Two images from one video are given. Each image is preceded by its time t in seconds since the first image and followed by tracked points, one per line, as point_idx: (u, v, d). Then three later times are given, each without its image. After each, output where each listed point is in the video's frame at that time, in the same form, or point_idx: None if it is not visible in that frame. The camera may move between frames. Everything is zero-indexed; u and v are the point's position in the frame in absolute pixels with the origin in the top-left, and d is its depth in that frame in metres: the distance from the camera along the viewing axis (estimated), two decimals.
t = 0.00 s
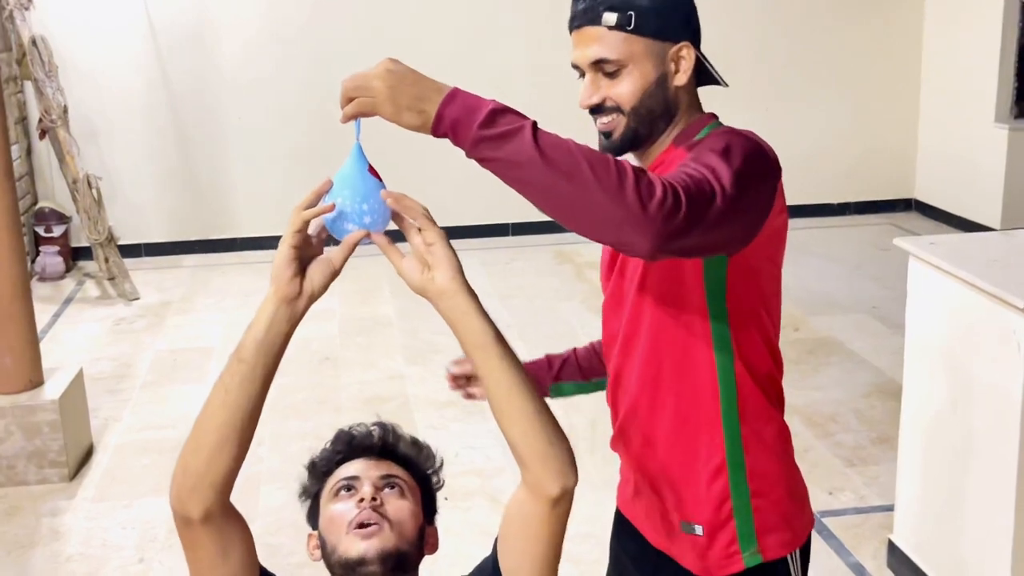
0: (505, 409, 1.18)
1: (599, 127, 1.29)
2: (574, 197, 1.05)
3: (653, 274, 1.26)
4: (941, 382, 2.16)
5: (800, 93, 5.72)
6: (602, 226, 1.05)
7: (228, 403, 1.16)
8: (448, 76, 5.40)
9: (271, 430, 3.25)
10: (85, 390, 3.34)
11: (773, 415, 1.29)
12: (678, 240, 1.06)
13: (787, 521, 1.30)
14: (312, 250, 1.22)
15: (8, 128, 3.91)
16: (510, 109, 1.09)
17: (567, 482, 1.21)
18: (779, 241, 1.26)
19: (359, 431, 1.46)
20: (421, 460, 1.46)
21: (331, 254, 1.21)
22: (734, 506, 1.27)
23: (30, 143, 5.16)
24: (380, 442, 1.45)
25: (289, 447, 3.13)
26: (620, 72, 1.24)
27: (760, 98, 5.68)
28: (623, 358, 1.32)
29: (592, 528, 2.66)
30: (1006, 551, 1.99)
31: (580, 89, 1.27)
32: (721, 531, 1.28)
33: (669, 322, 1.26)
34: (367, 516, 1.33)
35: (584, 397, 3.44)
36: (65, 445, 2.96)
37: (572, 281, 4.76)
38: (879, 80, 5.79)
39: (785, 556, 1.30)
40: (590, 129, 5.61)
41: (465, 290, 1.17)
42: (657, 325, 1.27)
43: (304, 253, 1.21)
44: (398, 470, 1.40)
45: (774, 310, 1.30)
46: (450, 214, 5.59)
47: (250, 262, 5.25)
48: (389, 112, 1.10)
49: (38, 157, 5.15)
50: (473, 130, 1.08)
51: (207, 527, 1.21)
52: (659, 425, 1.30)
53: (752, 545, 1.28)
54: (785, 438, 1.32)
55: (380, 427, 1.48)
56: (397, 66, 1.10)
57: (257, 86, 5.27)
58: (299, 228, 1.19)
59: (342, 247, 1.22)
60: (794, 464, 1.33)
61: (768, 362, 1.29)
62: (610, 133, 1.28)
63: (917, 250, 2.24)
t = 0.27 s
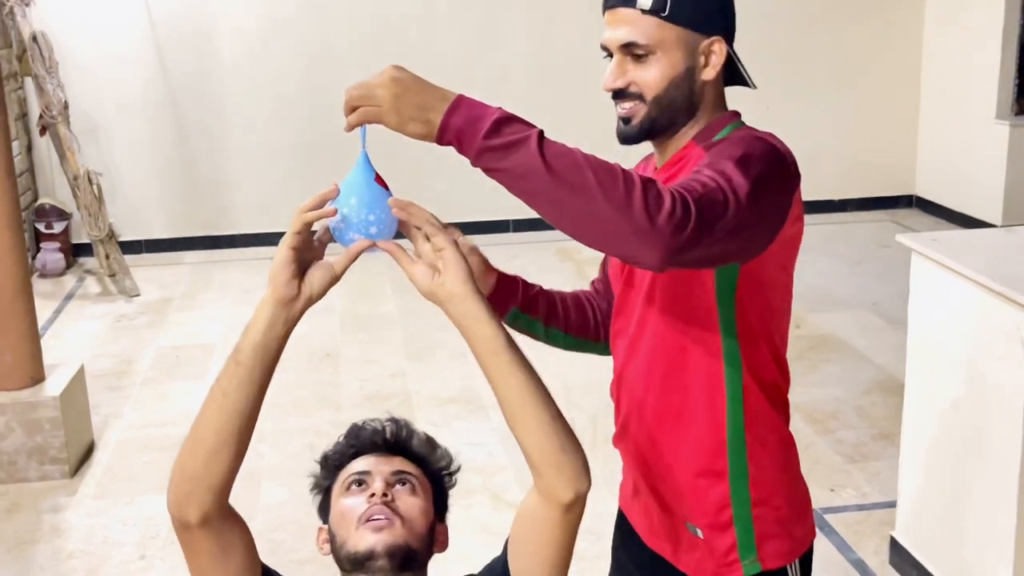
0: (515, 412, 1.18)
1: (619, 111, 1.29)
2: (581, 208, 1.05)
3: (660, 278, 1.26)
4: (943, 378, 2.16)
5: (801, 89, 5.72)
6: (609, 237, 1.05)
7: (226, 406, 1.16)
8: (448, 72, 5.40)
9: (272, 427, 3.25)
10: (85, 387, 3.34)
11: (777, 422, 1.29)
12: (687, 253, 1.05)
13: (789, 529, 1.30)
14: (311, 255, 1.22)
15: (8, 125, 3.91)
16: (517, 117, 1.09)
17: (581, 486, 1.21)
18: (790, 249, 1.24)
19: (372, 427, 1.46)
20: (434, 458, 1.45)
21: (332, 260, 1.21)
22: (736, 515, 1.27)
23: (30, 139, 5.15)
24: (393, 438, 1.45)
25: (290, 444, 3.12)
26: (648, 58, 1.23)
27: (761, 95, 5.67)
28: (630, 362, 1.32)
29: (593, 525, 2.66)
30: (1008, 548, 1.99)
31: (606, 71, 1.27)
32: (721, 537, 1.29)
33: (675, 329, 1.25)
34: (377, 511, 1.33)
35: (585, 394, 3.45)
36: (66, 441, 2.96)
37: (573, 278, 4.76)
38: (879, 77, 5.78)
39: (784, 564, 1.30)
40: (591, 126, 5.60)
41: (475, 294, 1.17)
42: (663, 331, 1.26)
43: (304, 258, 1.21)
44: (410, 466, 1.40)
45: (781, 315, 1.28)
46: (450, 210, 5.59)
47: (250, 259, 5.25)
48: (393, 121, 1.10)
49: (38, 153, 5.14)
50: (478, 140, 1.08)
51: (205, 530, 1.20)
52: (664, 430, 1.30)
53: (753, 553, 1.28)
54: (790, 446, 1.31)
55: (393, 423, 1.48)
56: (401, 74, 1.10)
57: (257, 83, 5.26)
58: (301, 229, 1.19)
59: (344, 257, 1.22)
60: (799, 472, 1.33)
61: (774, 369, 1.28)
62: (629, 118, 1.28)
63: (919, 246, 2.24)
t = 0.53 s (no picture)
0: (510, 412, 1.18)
1: (633, 108, 1.28)
2: (580, 210, 1.05)
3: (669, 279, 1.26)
4: (942, 377, 2.16)
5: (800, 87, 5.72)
6: (606, 240, 1.05)
7: (226, 407, 1.16)
8: (448, 71, 5.39)
9: (272, 425, 3.25)
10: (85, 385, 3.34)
11: (784, 427, 1.29)
12: (685, 258, 1.05)
13: (793, 535, 1.30)
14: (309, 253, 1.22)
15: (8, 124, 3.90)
16: (517, 119, 1.09)
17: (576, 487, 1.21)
18: (802, 255, 1.24)
19: (375, 427, 1.46)
20: (436, 457, 1.45)
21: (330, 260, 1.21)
22: (739, 519, 1.27)
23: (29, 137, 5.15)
24: (396, 438, 1.45)
25: (290, 442, 3.12)
26: (664, 55, 1.23)
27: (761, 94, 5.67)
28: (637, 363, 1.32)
29: (593, 524, 2.66)
30: (1008, 547, 1.99)
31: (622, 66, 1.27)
32: (725, 541, 1.29)
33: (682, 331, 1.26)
34: (379, 511, 1.33)
35: (585, 392, 3.45)
36: (66, 440, 2.96)
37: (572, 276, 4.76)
38: (879, 75, 5.78)
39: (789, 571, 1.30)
40: (591, 124, 5.60)
41: (468, 294, 1.17)
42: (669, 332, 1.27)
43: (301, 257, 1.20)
44: (413, 465, 1.40)
45: (790, 320, 1.29)
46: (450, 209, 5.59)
47: (249, 257, 5.25)
48: (393, 120, 1.10)
49: (38, 151, 5.14)
50: (478, 140, 1.08)
51: (207, 530, 1.20)
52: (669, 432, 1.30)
53: (755, 558, 1.28)
54: (796, 452, 1.31)
55: (396, 422, 1.48)
56: (402, 73, 1.10)
57: (256, 81, 5.26)
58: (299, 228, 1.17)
59: (343, 254, 1.22)
60: (804, 478, 1.33)
61: (782, 374, 1.28)
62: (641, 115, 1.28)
63: (920, 245, 2.24)
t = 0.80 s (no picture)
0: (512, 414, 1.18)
1: (639, 107, 1.27)
2: (572, 217, 1.05)
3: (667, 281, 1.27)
4: (941, 377, 2.16)
5: (799, 87, 5.72)
6: (599, 246, 1.05)
7: (228, 407, 1.16)
8: (447, 71, 5.40)
9: (272, 425, 3.25)
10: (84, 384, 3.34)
11: (783, 430, 1.29)
12: (678, 263, 1.05)
13: (792, 538, 1.30)
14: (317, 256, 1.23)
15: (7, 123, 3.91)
16: (510, 123, 1.09)
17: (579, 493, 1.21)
18: (807, 258, 1.24)
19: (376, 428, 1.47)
20: (435, 459, 1.46)
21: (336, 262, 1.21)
22: (736, 522, 1.28)
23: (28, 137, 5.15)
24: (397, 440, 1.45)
25: (289, 442, 3.13)
26: (672, 56, 1.22)
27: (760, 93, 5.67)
28: (635, 366, 1.33)
29: (592, 524, 2.66)
30: (1006, 546, 1.99)
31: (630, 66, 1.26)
32: (721, 544, 1.29)
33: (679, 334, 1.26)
34: (377, 512, 1.33)
35: (584, 392, 3.45)
36: (65, 439, 2.96)
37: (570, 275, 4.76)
38: (877, 75, 5.79)
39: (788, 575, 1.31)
40: (590, 124, 5.60)
41: (472, 295, 1.17)
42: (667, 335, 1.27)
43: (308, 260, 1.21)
44: (411, 465, 1.40)
45: (790, 323, 1.29)
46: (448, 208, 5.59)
47: (247, 257, 5.25)
48: (387, 124, 1.09)
49: (37, 151, 5.14)
50: (471, 145, 1.08)
51: (207, 530, 1.20)
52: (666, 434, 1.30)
53: (752, 561, 1.28)
54: (795, 454, 1.32)
55: (399, 424, 1.49)
56: (397, 77, 1.10)
57: (255, 81, 5.26)
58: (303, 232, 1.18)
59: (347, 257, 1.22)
60: (802, 482, 1.33)
61: (780, 376, 1.29)
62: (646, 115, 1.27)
63: (918, 246, 2.24)
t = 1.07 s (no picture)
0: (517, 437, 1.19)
1: (639, 109, 1.27)
2: (574, 222, 1.05)
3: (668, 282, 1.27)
4: (938, 378, 2.16)
5: (798, 87, 5.73)
6: (602, 251, 1.05)
7: (227, 409, 1.17)
8: (445, 71, 5.40)
9: (270, 425, 3.25)
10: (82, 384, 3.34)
11: (784, 428, 1.29)
12: (681, 268, 1.05)
13: (793, 536, 1.30)
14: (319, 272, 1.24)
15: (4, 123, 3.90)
16: (512, 128, 1.09)
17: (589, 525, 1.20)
18: (807, 256, 1.24)
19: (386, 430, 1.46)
20: (443, 462, 1.45)
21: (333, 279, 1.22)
22: (738, 521, 1.28)
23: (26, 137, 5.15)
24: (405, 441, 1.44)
25: (287, 441, 3.13)
26: (673, 58, 1.22)
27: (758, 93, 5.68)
28: (636, 367, 1.33)
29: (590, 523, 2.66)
30: (1004, 546, 1.99)
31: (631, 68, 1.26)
32: (723, 543, 1.29)
33: (679, 335, 1.26)
34: (383, 512, 1.33)
35: (582, 391, 3.45)
36: (63, 439, 2.96)
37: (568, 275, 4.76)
38: (876, 75, 5.79)
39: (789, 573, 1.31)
40: (588, 124, 5.60)
41: (485, 321, 1.19)
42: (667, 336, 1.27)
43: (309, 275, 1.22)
44: (418, 466, 1.40)
45: (791, 322, 1.29)
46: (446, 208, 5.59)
47: (245, 256, 5.25)
48: (390, 131, 1.10)
49: (35, 150, 5.14)
50: (473, 151, 1.08)
51: (200, 545, 1.21)
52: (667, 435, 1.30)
53: (755, 560, 1.29)
54: (795, 453, 1.32)
55: (407, 425, 1.48)
56: (399, 84, 1.10)
57: (253, 80, 5.26)
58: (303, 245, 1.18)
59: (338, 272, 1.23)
60: (803, 481, 1.33)
61: (781, 375, 1.29)
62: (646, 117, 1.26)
63: (916, 246, 2.24)
